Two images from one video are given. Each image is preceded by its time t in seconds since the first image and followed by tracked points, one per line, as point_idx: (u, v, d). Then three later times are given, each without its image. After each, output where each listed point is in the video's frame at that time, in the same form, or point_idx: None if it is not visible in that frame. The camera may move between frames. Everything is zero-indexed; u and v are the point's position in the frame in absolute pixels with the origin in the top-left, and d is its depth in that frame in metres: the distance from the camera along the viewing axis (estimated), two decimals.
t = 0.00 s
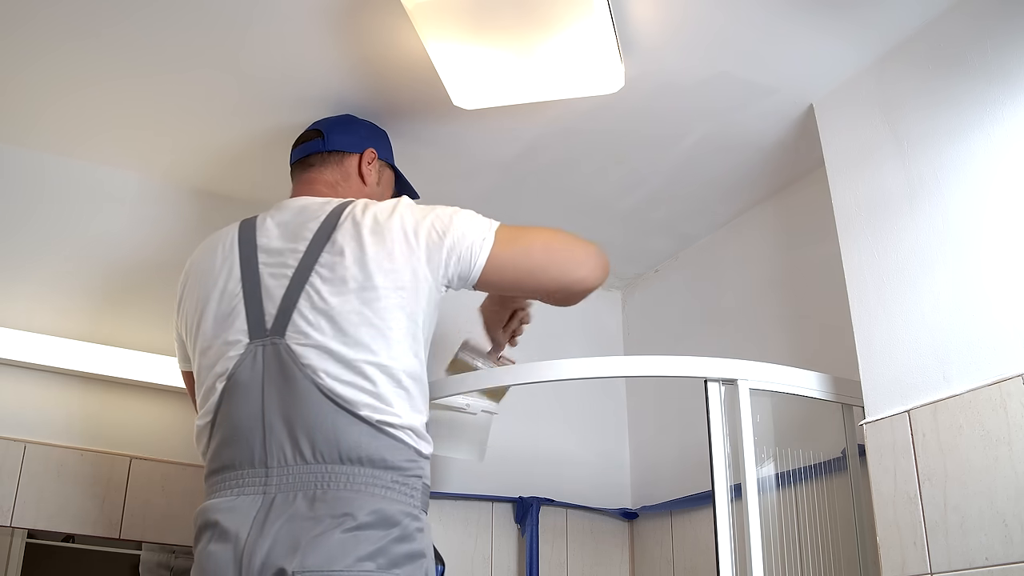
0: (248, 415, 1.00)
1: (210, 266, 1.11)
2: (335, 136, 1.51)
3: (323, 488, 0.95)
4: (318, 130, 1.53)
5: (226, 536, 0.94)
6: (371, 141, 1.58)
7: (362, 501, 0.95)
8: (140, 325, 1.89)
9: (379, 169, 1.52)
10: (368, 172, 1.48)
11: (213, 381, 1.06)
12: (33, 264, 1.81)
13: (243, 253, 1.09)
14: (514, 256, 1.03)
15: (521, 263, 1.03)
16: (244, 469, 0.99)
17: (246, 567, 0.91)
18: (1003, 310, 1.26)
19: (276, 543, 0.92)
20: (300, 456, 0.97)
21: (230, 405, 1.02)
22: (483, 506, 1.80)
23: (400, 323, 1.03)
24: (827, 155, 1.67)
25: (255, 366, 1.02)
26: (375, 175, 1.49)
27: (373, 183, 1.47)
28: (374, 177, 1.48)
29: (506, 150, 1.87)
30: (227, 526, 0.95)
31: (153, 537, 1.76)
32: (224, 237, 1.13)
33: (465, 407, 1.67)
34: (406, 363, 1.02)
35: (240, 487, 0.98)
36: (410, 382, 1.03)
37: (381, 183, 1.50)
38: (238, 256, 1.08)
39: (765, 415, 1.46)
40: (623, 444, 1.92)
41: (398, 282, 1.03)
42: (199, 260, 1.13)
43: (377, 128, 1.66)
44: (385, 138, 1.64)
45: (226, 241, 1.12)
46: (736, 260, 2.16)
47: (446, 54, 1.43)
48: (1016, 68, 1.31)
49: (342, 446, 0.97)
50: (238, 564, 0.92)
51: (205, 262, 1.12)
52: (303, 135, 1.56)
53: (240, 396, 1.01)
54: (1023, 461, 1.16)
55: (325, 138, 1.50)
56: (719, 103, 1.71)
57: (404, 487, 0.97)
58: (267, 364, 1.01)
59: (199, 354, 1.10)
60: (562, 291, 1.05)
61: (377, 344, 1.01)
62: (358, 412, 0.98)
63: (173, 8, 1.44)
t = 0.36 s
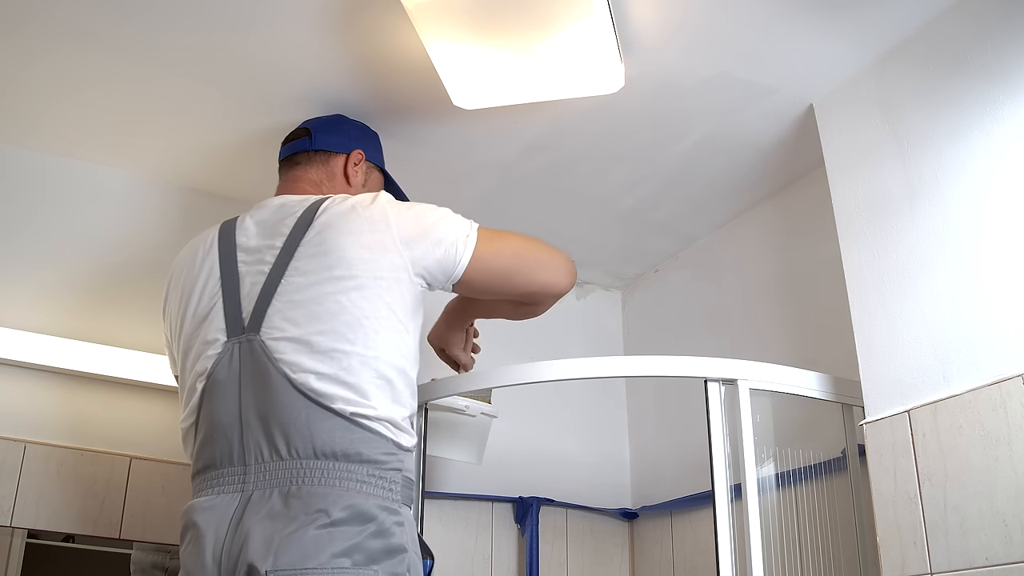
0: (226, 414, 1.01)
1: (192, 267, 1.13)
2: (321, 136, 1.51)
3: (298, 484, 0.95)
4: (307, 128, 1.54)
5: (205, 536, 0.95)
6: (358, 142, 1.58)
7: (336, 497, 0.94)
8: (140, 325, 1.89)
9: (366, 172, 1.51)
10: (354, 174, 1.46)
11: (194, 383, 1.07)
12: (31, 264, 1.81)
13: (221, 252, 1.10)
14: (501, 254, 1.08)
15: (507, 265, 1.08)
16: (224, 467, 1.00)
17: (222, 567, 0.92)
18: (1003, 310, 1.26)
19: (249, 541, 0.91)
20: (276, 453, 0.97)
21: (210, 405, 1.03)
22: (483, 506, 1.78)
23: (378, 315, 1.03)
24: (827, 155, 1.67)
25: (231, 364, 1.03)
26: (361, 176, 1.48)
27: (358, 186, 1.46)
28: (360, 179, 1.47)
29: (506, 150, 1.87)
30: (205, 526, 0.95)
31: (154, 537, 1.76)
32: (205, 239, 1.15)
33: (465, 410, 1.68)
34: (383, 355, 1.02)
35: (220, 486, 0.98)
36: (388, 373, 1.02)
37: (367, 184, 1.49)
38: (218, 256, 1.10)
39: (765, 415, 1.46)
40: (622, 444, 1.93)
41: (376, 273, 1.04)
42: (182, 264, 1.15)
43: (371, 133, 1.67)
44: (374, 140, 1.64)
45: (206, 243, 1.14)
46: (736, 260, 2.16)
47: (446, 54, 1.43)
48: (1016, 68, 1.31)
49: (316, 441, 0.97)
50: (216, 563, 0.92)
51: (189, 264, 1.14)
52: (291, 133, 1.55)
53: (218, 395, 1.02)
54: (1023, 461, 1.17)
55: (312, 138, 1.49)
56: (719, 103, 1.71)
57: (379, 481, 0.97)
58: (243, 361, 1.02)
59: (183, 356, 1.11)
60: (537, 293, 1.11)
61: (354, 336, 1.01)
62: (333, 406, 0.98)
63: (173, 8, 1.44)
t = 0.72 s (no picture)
0: (221, 417, 1.01)
1: (184, 271, 1.13)
2: (312, 137, 1.50)
3: (293, 486, 0.95)
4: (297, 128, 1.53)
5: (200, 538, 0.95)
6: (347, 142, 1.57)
7: (331, 498, 0.95)
8: (140, 325, 1.89)
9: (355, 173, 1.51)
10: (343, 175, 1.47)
11: (188, 387, 1.07)
12: (32, 264, 1.81)
13: (211, 256, 1.10)
14: (488, 265, 1.07)
15: (494, 275, 1.07)
16: (220, 470, 1.00)
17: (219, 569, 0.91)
18: (1003, 310, 1.26)
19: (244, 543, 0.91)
20: (271, 455, 0.97)
21: (205, 408, 1.03)
22: (483, 506, 1.76)
23: (367, 317, 1.03)
24: (826, 155, 1.67)
25: (225, 368, 1.03)
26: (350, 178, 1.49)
27: (349, 186, 1.47)
28: (349, 180, 1.48)
29: (506, 150, 1.87)
30: (201, 529, 0.95)
31: (153, 537, 1.76)
32: (196, 243, 1.15)
33: (467, 411, 1.74)
34: (374, 356, 1.02)
35: (216, 489, 0.99)
36: (379, 375, 1.03)
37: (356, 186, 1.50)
38: (208, 261, 1.10)
39: (765, 415, 1.46)
40: (623, 443, 1.92)
41: (365, 276, 1.04)
42: (173, 269, 1.16)
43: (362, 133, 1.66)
44: (364, 140, 1.63)
45: (197, 249, 1.14)
46: (735, 260, 2.17)
47: (446, 54, 1.43)
48: (1016, 68, 1.31)
49: (311, 442, 0.97)
50: (212, 565, 0.92)
51: (181, 268, 1.14)
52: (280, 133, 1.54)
53: (211, 399, 1.02)
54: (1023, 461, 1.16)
55: (303, 138, 1.49)
56: (718, 103, 1.71)
57: (374, 481, 0.97)
58: (235, 364, 1.02)
59: (177, 360, 1.12)
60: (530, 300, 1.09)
61: (343, 339, 1.01)
62: (325, 408, 0.98)
63: (173, 8, 1.44)
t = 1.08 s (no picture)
0: (219, 417, 1.01)
1: (182, 271, 1.13)
2: (309, 137, 1.50)
3: (290, 485, 0.95)
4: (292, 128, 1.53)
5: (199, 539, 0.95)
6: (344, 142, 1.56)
7: (329, 497, 0.94)
8: (140, 325, 1.89)
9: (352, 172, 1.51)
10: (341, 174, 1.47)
11: (186, 388, 1.07)
12: (32, 264, 1.81)
13: (208, 256, 1.10)
14: (486, 265, 1.07)
15: (492, 276, 1.08)
16: (219, 471, 1.00)
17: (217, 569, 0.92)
18: (1003, 310, 1.26)
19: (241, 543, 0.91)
20: (268, 455, 0.97)
21: (204, 409, 1.03)
22: (483, 506, 1.78)
23: (364, 316, 1.03)
24: (826, 155, 1.67)
25: (223, 368, 1.03)
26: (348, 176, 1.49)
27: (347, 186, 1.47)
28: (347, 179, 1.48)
29: (506, 150, 1.86)
30: (200, 530, 0.95)
31: (153, 537, 1.76)
32: (193, 244, 1.15)
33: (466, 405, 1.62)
34: (370, 355, 1.02)
35: (216, 490, 0.99)
36: (375, 374, 1.03)
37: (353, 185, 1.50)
38: (205, 261, 1.11)
39: (765, 415, 1.46)
40: (623, 443, 1.92)
41: (361, 275, 1.04)
42: (171, 270, 1.16)
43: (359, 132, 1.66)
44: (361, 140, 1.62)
45: (193, 249, 1.14)
46: (735, 260, 2.16)
47: (446, 54, 1.43)
48: (1016, 68, 1.31)
49: (308, 442, 0.97)
50: (211, 566, 0.92)
51: (178, 270, 1.14)
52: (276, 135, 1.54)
53: (210, 400, 1.03)
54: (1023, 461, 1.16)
55: (299, 138, 1.49)
56: (718, 103, 1.71)
57: (371, 480, 0.97)
58: (234, 365, 1.02)
59: (175, 361, 1.12)
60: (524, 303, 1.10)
61: (339, 338, 1.01)
62: (322, 406, 0.98)
63: (173, 8, 1.44)
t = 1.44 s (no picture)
0: (222, 416, 1.01)
1: (184, 269, 1.13)
2: (306, 139, 1.48)
3: (295, 485, 0.95)
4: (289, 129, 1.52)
5: (202, 538, 0.95)
6: (342, 142, 1.54)
7: (334, 498, 0.95)
8: (139, 325, 1.89)
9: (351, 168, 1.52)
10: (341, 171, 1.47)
11: (188, 387, 1.07)
12: (31, 263, 1.81)
13: (212, 255, 1.10)
14: (485, 270, 1.06)
15: (491, 281, 1.06)
16: (221, 470, 1.00)
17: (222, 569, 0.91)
18: (1003, 310, 1.26)
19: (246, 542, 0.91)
20: (272, 454, 0.97)
21: (205, 408, 1.03)
22: (483, 506, 1.79)
23: (368, 317, 1.04)
24: (826, 155, 1.67)
25: (226, 367, 1.03)
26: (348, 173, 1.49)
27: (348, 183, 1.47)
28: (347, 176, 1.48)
29: (506, 150, 1.86)
30: (203, 529, 0.95)
31: (153, 537, 1.76)
32: (196, 243, 1.15)
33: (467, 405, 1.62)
34: (375, 357, 1.03)
35: (217, 489, 0.98)
36: (380, 376, 1.03)
37: (355, 181, 1.50)
38: (209, 260, 1.10)
39: (765, 415, 1.46)
40: (623, 443, 1.92)
41: (367, 277, 1.04)
42: (174, 268, 1.16)
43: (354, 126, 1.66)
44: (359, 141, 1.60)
45: (196, 248, 1.14)
46: (735, 260, 2.17)
47: (445, 54, 1.43)
48: (1016, 68, 1.31)
49: (313, 442, 0.97)
50: (215, 565, 0.92)
51: (180, 268, 1.14)
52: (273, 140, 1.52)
53: (212, 398, 1.02)
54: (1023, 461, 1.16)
55: (297, 140, 1.48)
56: (718, 103, 1.71)
57: (376, 481, 0.97)
58: (237, 363, 1.02)
59: (177, 359, 1.11)
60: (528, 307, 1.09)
61: (344, 339, 1.02)
62: (328, 407, 0.98)
63: (172, 8, 1.44)
